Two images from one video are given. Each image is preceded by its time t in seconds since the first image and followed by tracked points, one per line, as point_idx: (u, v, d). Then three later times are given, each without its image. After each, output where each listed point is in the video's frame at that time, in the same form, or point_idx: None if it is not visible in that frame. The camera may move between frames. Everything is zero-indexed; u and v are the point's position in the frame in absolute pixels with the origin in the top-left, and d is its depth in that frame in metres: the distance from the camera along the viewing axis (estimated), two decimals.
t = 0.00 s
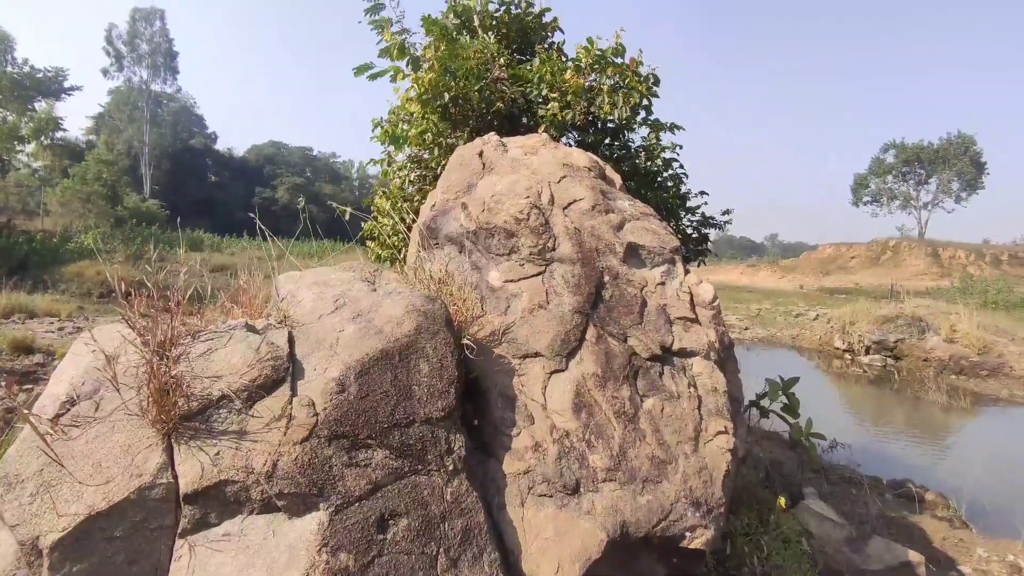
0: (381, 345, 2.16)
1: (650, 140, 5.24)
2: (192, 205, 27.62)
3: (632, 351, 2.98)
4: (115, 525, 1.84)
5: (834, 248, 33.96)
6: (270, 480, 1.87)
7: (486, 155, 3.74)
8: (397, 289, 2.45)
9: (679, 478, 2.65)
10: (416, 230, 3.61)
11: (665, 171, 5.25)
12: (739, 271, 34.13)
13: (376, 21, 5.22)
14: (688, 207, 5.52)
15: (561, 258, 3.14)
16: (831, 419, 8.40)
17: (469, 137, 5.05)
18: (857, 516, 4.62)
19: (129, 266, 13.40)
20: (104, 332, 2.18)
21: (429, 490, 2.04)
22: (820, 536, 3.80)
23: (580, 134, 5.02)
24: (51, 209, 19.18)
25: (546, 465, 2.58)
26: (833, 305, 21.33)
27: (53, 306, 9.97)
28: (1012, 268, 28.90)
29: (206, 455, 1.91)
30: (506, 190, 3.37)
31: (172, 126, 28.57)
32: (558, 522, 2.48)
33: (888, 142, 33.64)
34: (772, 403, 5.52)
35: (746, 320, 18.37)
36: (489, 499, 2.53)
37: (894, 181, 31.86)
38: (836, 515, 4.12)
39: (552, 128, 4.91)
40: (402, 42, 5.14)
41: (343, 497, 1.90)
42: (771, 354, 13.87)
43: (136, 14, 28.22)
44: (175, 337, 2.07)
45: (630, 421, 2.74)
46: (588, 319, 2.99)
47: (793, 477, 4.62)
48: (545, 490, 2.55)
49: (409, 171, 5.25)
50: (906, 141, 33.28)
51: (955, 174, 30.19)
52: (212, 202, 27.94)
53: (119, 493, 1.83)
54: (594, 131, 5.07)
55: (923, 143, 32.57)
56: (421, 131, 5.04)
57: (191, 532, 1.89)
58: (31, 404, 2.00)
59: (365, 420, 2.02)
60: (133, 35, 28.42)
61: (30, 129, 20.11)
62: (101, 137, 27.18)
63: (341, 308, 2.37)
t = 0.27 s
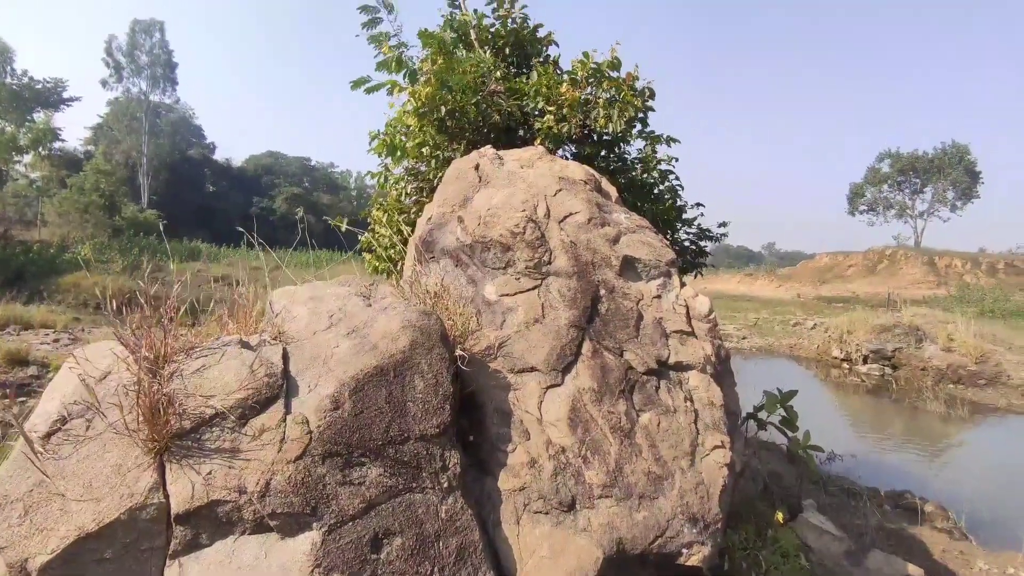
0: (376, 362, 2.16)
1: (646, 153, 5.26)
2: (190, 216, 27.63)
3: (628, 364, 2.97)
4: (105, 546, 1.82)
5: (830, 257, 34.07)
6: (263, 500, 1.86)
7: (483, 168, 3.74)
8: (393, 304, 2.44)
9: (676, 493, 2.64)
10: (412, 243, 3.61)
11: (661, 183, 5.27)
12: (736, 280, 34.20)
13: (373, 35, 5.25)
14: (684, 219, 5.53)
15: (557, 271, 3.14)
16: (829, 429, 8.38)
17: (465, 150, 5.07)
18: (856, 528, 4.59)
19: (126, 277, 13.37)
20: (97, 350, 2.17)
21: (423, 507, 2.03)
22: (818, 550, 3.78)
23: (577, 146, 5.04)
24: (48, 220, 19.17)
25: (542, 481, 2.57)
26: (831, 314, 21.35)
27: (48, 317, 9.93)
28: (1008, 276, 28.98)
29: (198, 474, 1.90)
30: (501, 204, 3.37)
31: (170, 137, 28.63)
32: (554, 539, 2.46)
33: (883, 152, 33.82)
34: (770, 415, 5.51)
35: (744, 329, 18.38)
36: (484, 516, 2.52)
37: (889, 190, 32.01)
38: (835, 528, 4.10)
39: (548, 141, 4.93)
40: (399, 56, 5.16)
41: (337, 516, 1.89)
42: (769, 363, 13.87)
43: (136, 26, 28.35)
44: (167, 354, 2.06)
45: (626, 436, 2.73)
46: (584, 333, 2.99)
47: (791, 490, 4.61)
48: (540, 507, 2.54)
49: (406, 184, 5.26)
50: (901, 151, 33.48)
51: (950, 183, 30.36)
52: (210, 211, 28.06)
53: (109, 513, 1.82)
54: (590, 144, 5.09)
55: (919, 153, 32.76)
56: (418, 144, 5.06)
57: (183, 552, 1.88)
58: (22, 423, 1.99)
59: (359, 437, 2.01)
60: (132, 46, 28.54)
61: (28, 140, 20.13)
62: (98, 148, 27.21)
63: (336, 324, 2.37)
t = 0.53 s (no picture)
0: (372, 377, 2.15)
1: (643, 165, 5.28)
2: (187, 227, 27.63)
3: (625, 378, 2.96)
4: (96, 567, 1.80)
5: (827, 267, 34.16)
6: (257, 518, 1.85)
7: (480, 181, 3.76)
8: (389, 319, 2.44)
9: (674, 509, 2.62)
10: (409, 257, 3.61)
11: (658, 195, 5.29)
12: (733, 290, 34.26)
13: (371, 49, 5.28)
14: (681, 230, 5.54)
15: (554, 285, 3.14)
16: (828, 440, 8.35)
17: (463, 163, 5.08)
18: (855, 541, 4.56)
19: (123, 288, 13.34)
20: (92, 366, 2.17)
21: (419, 524, 2.01)
22: (818, 563, 3.75)
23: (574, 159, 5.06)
24: (45, 231, 19.15)
25: (539, 497, 2.56)
26: (828, 324, 21.35)
27: (43, 330, 9.89)
28: (1004, 285, 29.04)
29: (192, 493, 1.88)
30: (498, 217, 3.37)
31: (168, 148, 28.68)
32: (551, 556, 2.45)
33: (878, 163, 33.99)
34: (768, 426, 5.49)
35: (741, 339, 18.39)
36: (482, 533, 2.50)
37: (885, 200, 32.15)
38: (835, 542, 4.07)
39: (544, 154, 4.96)
40: (396, 69, 5.19)
41: (332, 535, 1.89)
42: (767, 374, 13.86)
43: (136, 38, 28.47)
44: (162, 371, 2.04)
45: (624, 450, 2.71)
46: (580, 347, 2.99)
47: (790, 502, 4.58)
48: (537, 523, 2.53)
49: (404, 196, 5.28)
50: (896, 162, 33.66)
51: (946, 194, 30.54)
52: (208, 224, 28.04)
53: (100, 534, 1.80)
54: (587, 156, 5.11)
55: (914, 164, 32.94)
56: (416, 156, 5.07)
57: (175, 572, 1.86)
58: (14, 441, 1.97)
59: (355, 454, 2.00)
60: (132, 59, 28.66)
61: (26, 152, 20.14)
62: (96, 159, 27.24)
63: (332, 339, 2.37)
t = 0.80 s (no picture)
0: (370, 393, 2.14)
1: (640, 178, 5.30)
2: (186, 240, 27.64)
3: (624, 393, 2.96)
4: None
5: (825, 278, 34.22)
6: (253, 537, 1.84)
7: (478, 196, 3.77)
8: (387, 334, 2.43)
9: (673, 526, 2.61)
10: (407, 271, 3.61)
11: (656, 208, 5.31)
12: (731, 302, 34.28)
13: (370, 64, 5.31)
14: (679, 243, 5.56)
15: (552, 299, 3.14)
16: (828, 452, 8.32)
17: (461, 177, 5.10)
18: (857, 555, 4.53)
19: (121, 300, 13.32)
20: (89, 384, 2.16)
21: (417, 542, 2.01)
22: None
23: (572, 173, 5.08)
24: (44, 243, 19.14)
25: (538, 514, 2.55)
26: (827, 335, 21.34)
27: (41, 343, 9.86)
28: (1002, 296, 29.08)
29: (188, 510, 1.87)
30: (496, 231, 3.38)
31: (168, 160, 28.74)
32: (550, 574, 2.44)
33: (875, 175, 34.13)
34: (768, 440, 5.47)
35: (740, 350, 18.37)
36: (479, 550, 2.49)
37: (882, 212, 32.25)
38: (836, 557, 4.04)
39: (542, 168, 4.97)
40: (395, 84, 5.22)
41: (329, 553, 1.90)
42: (766, 385, 13.84)
43: (136, 52, 28.61)
44: (159, 387, 2.04)
45: (623, 466, 2.70)
46: (579, 362, 2.98)
47: (790, 516, 4.56)
48: (536, 540, 2.51)
49: (402, 210, 5.29)
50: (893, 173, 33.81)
51: (942, 205, 30.66)
52: (206, 236, 28.05)
53: (96, 553, 1.79)
54: (585, 170, 5.13)
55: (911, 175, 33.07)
56: (414, 171, 5.09)
57: None
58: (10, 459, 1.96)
59: (352, 472, 1.99)
60: (132, 72, 28.80)
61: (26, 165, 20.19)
62: (96, 172, 27.30)
63: (330, 354, 2.36)
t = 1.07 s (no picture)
0: (368, 411, 2.13)
1: (639, 192, 5.32)
2: (185, 253, 27.68)
3: (623, 409, 2.95)
4: None
5: (824, 290, 34.26)
6: (250, 557, 1.83)
7: (477, 211, 3.78)
8: (385, 351, 2.43)
9: (673, 544, 2.59)
10: (406, 286, 3.61)
11: (655, 222, 5.32)
12: (730, 314, 34.30)
13: (369, 80, 5.34)
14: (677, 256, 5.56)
15: (550, 314, 3.14)
16: (829, 465, 8.27)
17: (460, 191, 5.11)
18: (859, 571, 4.49)
19: (120, 313, 13.31)
20: (86, 403, 2.16)
21: (415, 562, 1.99)
22: None
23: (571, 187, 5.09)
24: (43, 256, 19.17)
25: (537, 532, 2.53)
26: (827, 346, 21.32)
27: (39, 356, 9.84)
28: (1001, 307, 29.09)
29: (183, 531, 1.85)
30: (495, 246, 3.38)
31: (168, 173, 28.84)
32: None
33: (873, 187, 34.28)
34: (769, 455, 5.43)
35: (740, 362, 18.35)
36: (478, 569, 2.47)
37: (880, 224, 32.35)
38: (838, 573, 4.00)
39: (541, 183, 4.99)
40: (394, 100, 5.25)
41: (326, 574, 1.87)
42: (766, 398, 13.81)
43: (138, 66, 28.80)
44: (157, 406, 2.04)
45: (622, 483, 2.68)
46: (578, 377, 2.97)
47: (791, 532, 4.53)
48: (535, 559, 2.49)
49: (401, 225, 5.29)
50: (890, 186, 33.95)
51: (940, 217, 30.75)
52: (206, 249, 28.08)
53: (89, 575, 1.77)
54: (583, 184, 5.15)
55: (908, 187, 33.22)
56: (414, 185, 5.11)
57: None
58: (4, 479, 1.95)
59: (350, 491, 1.98)
60: (134, 86, 28.98)
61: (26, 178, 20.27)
62: (96, 185, 27.38)
63: (327, 371, 2.35)
